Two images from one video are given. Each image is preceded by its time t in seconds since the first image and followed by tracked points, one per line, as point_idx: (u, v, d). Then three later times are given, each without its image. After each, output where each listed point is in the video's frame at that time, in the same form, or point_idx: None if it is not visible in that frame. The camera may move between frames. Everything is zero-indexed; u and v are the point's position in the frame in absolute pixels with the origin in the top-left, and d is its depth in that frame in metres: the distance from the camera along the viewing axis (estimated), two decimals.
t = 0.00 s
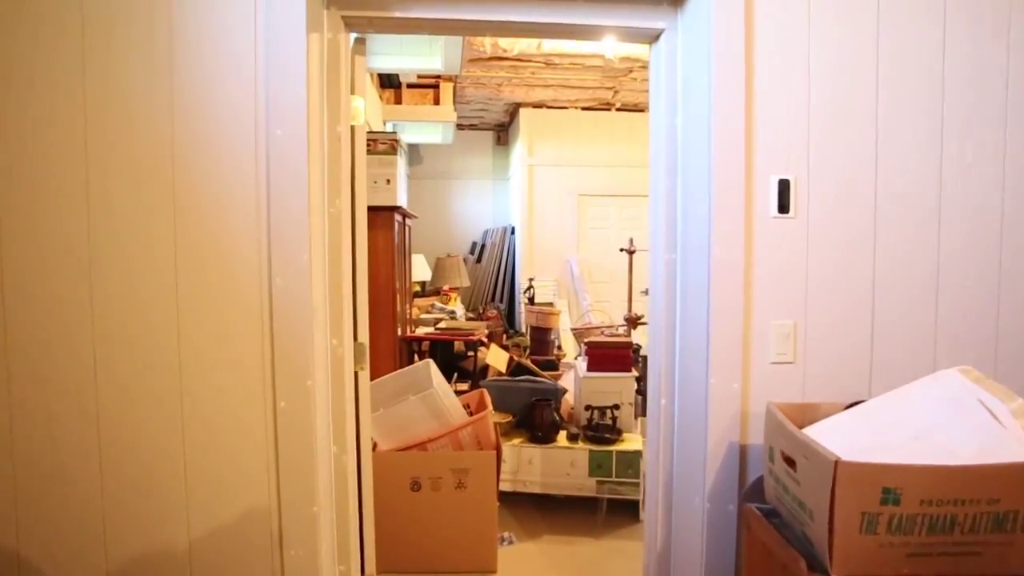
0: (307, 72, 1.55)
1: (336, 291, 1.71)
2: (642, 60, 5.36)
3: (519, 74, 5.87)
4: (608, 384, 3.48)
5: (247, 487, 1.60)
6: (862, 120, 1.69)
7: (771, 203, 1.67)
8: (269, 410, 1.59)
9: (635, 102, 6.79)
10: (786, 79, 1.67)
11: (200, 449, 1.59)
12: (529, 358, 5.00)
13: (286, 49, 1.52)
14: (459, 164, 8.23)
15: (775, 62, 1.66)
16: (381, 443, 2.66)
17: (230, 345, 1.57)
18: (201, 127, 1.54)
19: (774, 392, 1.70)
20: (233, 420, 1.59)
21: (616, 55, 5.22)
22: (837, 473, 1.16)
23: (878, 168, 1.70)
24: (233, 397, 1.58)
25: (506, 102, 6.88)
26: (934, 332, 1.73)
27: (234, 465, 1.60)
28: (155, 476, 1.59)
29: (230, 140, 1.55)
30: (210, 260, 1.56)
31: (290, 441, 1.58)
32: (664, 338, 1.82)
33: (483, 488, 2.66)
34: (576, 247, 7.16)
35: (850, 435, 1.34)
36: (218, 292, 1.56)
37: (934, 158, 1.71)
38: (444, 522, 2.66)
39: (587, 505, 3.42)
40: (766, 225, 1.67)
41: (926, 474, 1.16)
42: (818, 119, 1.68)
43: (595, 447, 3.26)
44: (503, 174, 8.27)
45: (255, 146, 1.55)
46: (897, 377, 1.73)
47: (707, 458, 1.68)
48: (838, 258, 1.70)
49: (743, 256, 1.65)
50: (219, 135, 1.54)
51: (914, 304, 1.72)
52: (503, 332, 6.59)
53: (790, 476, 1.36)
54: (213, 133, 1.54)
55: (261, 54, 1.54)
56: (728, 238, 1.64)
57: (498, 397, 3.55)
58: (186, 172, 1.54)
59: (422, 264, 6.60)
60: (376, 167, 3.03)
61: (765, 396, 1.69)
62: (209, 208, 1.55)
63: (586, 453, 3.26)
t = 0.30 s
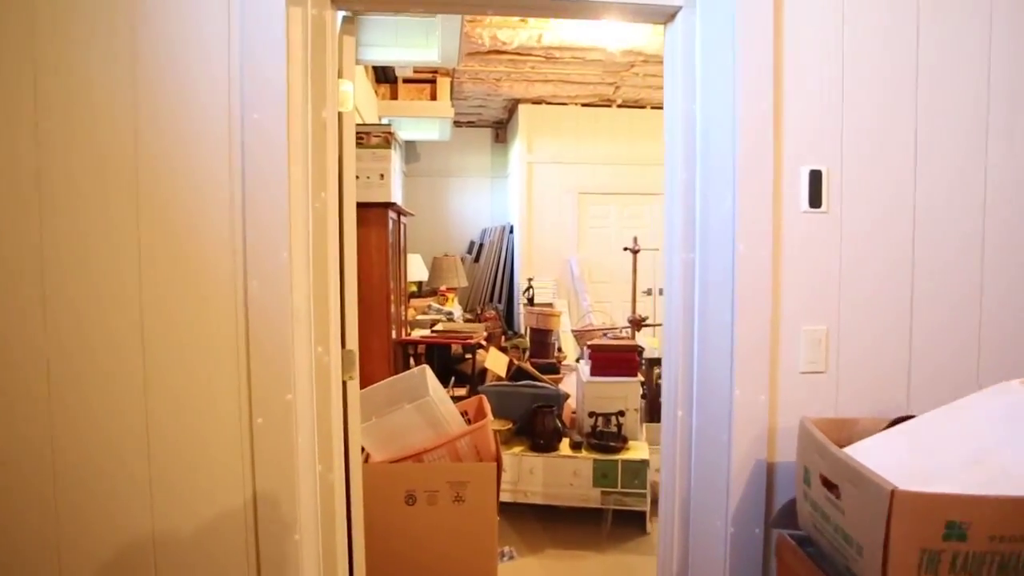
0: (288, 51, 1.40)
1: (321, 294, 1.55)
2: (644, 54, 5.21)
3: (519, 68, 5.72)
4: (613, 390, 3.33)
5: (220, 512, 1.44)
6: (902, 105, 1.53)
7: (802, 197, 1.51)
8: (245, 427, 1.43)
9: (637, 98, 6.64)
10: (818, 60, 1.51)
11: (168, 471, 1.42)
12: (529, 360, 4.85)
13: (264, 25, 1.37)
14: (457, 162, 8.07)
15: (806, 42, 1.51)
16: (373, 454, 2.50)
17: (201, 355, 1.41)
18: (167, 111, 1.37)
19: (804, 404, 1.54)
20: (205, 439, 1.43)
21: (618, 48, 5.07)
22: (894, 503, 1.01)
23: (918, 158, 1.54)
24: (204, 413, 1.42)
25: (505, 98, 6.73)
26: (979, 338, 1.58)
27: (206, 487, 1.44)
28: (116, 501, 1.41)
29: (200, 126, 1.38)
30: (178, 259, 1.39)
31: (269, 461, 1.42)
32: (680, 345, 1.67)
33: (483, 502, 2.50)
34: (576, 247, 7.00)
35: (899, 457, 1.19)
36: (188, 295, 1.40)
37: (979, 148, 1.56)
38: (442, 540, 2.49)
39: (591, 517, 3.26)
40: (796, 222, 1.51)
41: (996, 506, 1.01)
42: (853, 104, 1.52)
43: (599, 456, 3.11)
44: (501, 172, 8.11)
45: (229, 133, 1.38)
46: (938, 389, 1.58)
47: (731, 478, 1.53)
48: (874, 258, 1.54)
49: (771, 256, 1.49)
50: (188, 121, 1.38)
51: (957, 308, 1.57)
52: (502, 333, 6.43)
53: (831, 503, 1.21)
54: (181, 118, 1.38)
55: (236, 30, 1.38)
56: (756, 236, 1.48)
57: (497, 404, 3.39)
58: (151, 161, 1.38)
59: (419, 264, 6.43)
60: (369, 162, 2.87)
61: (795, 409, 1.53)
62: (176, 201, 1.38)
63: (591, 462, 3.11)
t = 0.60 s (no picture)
0: (259, 28, 1.22)
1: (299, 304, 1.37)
2: (641, 48, 5.06)
3: (511, 63, 5.56)
4: (613, 399, 3.20)
5: (183, 558, 1.25)
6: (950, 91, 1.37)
7: (839, 194, 1.34)
8: (211, 459, 1.25)
9: (631, 94, 6.50)
10: (856, 41, 1.35)
11: (120, 511, 1.23)
12: (523, 366, 4.68)
13: None
14: (447, 160, 7.88)
15: (844, 20, 1.34)
16: (360, 472, 2.33)
17: (161, 376, 1.23)
18: (117, 95, 1.19)
19: (842, 427, 1.38)
20: (166, 473, 1.24)
21: (615, 42, 4.91)
22: (977, 562, 0.85)
23: (967, 150, 1.38)
24: (164, 443, 1.24)
25: (497, 94, 6.56)
26: None
27: (166, 528, 1.25)
28: (56, 548, 1.22)
29: (155, 113, 1.20)
30: (132, 263, 1.21)
31: (240, 496, 1.25)
32: (700, 359, 1.51)
33: (479, 522, 2.33)
34: (569, 247, 6.84)
35: (965, 495, 1.04)
36: (145, 305, 1.21)
37: None
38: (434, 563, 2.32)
39: (591, 532, 3.10)
40: (833, 223, 1.35)
41: None
42: (896, 89, 1.36)
43: (601, 469, 2.95)
44: (492, 171, 7.94)
45: (191, 121, 1.20)
46: (989, 409, 1.41)
47: (759, 510, 1.37)
48: (918, 263, 1.38)
49: (806, 261, 1.33)
50: (143, 107, 1.19)
51: (1010, 319, 1.41)
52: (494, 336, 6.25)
53: (886, 546, 1.05)
54: (135, 104, 1.19)
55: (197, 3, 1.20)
56: (790, 239, 1.32)
57: (491, 413, 3.21)
58: (98, 153, 1.19)
59: (408, 265, 6.24)
60: (356, 158, 2.69)
61: (831, 432, 1.37)
62: (130, 198, 1.20)
63: (591, 476, 2.95)
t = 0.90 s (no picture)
0: None
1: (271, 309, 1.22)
2: (633, 43, 4.94)
3: (500, 58, 5.43)
4: (608, 406, 3.08)
5: None
6: (995, 72, 1.23)
7: (872, 187, 1.21)
8: (168, 487, 1.10)
9: (622, 91, 6.38)
10: (891, 16, 1.21)
11: (61, 549, 1.07)
12: (514, 369, 4.55)
13: None
14: (435, 159, 7.73)
15: None
16: (344, 487, 2.18)
17: (108, 394, 1.07)
18: (55, 70, 1.03)
19: (874, 445, 1.24)
20: (115, 503, 1.08)
21: (607, 36, 4.77)
22: None
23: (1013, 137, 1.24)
24: (112, 469, 1.08)
25: (485, 90, 6.42)
26: None
27: (115, 567, 1.09)
28: None
29: (99, 92, 1.04)
30: (74, 265, 1.05)
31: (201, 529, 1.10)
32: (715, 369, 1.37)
33: (471, 540, 2.18)
34: (560, 246, 6.71)
35: None
36: (89, 311, 1.06)
37: None
38: None
39: (587, 545, 2.98)
40: (864, 218, 1.21)
41: None
42: (935, 69, 1.22)
43: (598, 479, 2.82)
44: (481, 169, 7.79)
45: (142, 100, 1.04)
46: None
47: (784, 536, 1.24)
48: (959, 262, 1.24)
49: (837, 259, 1.20)
50: (85, 85, 1.04)
51: None
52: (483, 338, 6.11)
53: None
54: (76, 82, 1.03)
55: None
56: (818, 236, 1.19)
57: (482, 421, 3.07)
58: (34, 138, 1.03)
59: (395, 266, 6.09)
60: (338, 153, 2.54)
61: (862, 450, 1.24)
62: (71, 188, 1.04)
63: (587, 486, 2.82)
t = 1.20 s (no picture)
0: None
1: (235, 315, 1.08)
2: (629, 37, 4.82)
3: (492, 51, 5.30)
4: (606, 411, 2.96)
5: None
6: None
7: (914, 176, 1.08)
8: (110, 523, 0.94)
9: (616, 86, 6.26)
10: None
11: None
12: (506, 372, 4.41)
13: None
14: (425, 156, 7.57)
15: None
16: (327, 502, 2.03)
17: (38, 414, 0.91)
18: None
19: (915, 464, 1.11)
20: (47, 544, 0.93)
21: (602, 29, 4.64)
22: None
23: None
24: (43, 504, 0.92)
25: (476, 85, 6.27)
26: None
27: None
28: None
29: (25, 60, 0.88)
30: None
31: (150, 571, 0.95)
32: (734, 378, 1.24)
33: (463, 558, 2.04)
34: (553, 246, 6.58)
35: None
36: (15, 317, 0.90)
37: None
38: None
39: (585, 557, 2.85)
40: (904, 211, 1.08)
41: None
42: (983, 43, 1.09)
43: (597, 488, 2.69)
44: (472, 167, 7.65)
45: (78, 70, 0.89)
46: None
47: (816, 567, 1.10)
48: (1010, 260, 1.11)
49: (876, 257, 1.07)
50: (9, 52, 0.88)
51: None
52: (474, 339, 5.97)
53: None
54: None
55: None
56: (855, 230, 1.06)
57: (474, 428, 2.92)
58: None
59: (384, 265, 5.94)
60: (321, 145, 2.39)
61: (902, 469, 1.11)
62: None
63: (585, 497, 2.69)
